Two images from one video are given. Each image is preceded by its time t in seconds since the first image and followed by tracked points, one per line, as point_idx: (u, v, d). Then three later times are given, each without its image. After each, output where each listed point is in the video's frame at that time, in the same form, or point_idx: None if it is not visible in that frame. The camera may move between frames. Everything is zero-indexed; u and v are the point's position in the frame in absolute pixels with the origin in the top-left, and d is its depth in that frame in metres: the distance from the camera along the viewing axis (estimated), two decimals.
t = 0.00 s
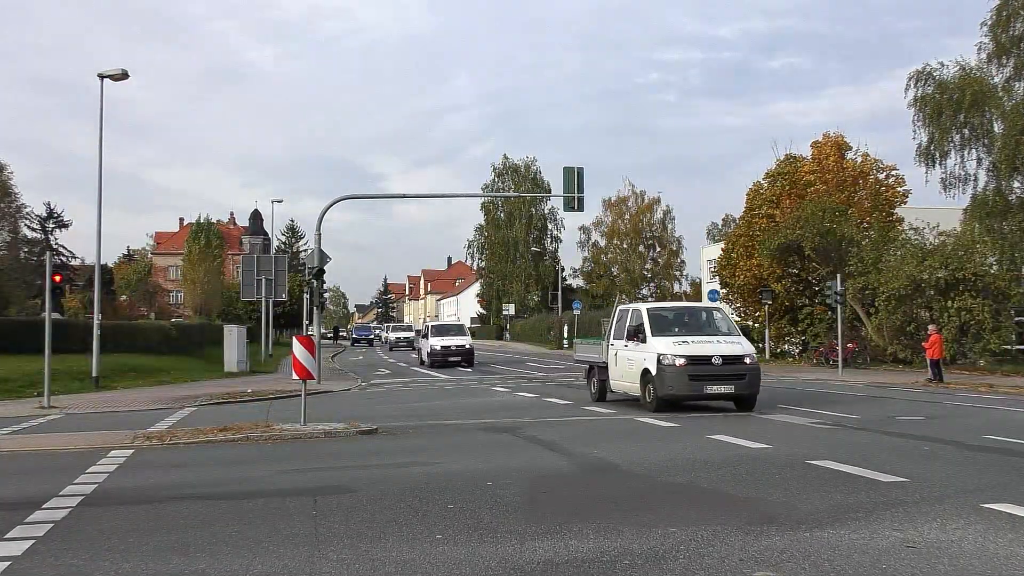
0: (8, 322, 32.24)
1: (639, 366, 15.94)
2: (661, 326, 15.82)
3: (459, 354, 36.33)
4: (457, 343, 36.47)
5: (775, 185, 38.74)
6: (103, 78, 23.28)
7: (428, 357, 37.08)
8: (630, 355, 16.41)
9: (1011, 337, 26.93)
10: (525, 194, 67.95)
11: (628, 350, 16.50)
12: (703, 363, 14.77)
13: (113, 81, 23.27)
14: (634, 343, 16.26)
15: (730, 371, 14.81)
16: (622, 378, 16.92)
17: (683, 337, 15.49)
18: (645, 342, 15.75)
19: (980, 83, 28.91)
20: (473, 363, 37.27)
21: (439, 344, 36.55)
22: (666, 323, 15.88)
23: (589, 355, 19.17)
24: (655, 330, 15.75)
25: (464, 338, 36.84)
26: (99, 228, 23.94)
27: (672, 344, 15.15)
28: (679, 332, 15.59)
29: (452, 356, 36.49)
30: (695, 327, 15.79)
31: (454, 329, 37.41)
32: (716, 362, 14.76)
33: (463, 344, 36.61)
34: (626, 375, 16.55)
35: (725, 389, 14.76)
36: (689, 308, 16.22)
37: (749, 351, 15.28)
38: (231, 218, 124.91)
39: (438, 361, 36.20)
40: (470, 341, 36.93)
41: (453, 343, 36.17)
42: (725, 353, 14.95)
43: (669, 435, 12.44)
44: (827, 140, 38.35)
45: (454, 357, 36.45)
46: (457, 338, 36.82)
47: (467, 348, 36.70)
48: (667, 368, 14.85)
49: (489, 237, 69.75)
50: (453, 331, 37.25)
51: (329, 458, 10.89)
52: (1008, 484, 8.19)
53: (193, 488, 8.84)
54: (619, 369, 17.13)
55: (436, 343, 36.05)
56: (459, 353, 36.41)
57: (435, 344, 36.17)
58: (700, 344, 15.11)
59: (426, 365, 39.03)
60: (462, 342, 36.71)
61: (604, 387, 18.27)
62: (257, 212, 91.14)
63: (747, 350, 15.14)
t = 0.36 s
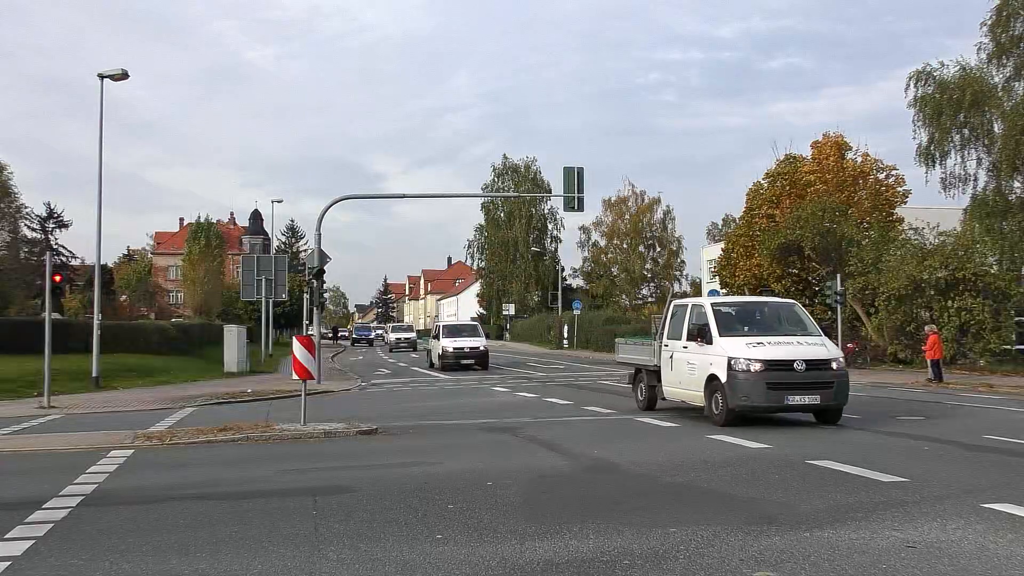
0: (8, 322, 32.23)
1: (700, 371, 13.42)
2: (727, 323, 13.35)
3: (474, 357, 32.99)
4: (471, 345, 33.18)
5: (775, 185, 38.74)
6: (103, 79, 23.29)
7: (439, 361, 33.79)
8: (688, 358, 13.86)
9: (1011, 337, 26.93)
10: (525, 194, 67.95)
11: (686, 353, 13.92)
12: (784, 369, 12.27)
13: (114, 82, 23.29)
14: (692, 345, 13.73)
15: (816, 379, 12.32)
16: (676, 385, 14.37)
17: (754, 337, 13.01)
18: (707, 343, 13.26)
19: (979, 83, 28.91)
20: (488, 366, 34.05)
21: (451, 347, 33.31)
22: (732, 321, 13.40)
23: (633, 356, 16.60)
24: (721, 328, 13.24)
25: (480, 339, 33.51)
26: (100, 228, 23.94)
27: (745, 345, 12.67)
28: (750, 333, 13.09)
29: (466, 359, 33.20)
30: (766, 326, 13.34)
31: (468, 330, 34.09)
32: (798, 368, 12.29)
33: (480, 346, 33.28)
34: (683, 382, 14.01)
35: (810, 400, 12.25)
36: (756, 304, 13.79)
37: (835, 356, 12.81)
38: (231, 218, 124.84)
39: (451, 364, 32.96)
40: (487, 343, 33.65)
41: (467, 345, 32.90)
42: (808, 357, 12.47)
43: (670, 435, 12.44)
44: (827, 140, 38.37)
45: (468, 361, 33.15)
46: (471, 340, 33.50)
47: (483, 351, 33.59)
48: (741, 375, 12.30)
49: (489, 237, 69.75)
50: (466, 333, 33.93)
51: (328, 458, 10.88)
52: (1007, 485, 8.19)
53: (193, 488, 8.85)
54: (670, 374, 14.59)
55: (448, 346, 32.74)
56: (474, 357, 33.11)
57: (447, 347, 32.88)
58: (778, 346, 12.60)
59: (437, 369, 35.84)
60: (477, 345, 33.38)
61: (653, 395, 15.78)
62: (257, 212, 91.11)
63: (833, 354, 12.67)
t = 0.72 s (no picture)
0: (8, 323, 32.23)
1: (789, 379, 11.06)
2: (823, 321, 10.97)
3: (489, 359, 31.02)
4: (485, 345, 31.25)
5: (775, 185, 38.71)
6: (104, 79, 23.30)
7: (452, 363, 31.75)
8: (774, 363, 11.43)
9: (1011, 337, 26.83)
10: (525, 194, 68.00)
11: (770, 357, 11.50)
12: (902, 377, 9.91)
13: (113, 81, 23.30)
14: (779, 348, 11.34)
15: (943, 391, 9.90)
16: (754, 394, 12.01)
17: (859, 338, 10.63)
18: (798, 346, 10.91)
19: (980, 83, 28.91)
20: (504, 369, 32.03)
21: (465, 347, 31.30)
22: (828, 318, 11.01)
23: (695, 360, 14.09)
24: (818, 327, 10.85)
25: (496, 340, 31.60)
26: (99, 227, 23.93)
27: (851, 348, 10.29)
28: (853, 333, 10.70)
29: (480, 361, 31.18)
30: (870, 325, 10.90)
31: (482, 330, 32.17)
32: (921, 377, 9.90)
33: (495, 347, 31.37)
34: (766, 393, 11.60)
35: (936, 415, 9.84)
36: (854, 297, 11.35)
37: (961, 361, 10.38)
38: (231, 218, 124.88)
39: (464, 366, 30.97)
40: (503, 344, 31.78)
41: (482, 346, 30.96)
42: (930, 362, 10.07)
43: (670, 435, 12.44)
44: (827, 140, 38.38)
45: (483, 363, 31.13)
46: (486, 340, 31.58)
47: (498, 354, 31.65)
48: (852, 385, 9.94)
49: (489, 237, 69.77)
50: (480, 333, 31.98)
51: (327, 458, 10.88)
52: (1006, 485, 8.19)
53: (193, 488, 8.85)
54: (745, 382, 12.19)
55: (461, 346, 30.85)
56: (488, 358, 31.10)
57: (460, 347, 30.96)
58: (894, 349, 10.17)
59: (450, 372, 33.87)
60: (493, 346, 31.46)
61: (721, 406, 13.27)
62: (256, 212, 91.12)
63: (960, 359, 10.25)
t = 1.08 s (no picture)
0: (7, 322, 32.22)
1: (928, 393, 8.61)
2: (972, 318, 8.51)
3: (508, 360, 28.82)
4: (502, 346, 28.98)
5: (775, 185, 38.68)
6: (104, 79, 23.29)
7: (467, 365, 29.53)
8: (902, 371, 9.00)
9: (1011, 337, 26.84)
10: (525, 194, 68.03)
11: (897, 365, 9.06)
12: None
13: (114, 82, 23.30)
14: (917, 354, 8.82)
15: None
16: (870, 409, 9.57)
17: None
18: (942, 352, 8.48)
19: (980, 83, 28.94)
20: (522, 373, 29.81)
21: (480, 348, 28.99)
22: (979, 316, 8.55)
23: (780, 367, 11.67)
24: (966, 326, 8.40)
25: (514, 340, 29.36)
26: (99, 227, 23.92)
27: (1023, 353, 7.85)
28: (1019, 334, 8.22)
29: (498, 363, 28.91)
30: None
31: (499, 329, 29.90)
32: None
33: (514, 348, 29.14)
34: (892, 408, 9.13)
35: None
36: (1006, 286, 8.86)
37: None
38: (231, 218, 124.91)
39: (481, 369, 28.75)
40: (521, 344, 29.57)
41: (499, 346, 28.77)
42: None
43: (670, 436, 12.43)
44: (827, 140, 38.38)
45: (500, 365, 28.90)
46: (503, 340, 29.32)
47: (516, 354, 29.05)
48: None
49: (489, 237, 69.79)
50: (496, 332, 29.72)
51: (327, 458, 10.88)
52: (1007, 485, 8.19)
53: (194, 489, 8.85)
54: (859, 394, 9.75)
55: (477, 346, 28.67)
56: (507, 360, 28.88)
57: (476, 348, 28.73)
58: None
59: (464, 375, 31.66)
60: (510, 346, 29.22)
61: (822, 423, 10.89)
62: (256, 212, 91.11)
63: None
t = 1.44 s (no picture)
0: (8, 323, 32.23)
1: None
2: None
3: (528, 363, 27.04)
4: (521, 347, 27.16)
5: (775, 185, 38.63)
6: (104, 79, 23.28)
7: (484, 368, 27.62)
8: None
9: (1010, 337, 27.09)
10: (525, 194, 68.00)
11: None
12: None
13: (114, 82, 23.29)
14: None
15: None
16: None
17: None
18: None
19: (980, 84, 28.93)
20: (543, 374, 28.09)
21: (498, 350, 27.16)
22: None
23: (919, 380, 9.17)
24: None
25: (533, 341, 27.56)
26: (100, 227, 23.92)
27: None
28: None
29: (517, 365, 27.13)
30: None
31: (519, 329, 27.97)
32: None
33: (534, 350, 27.34)
34: None
35: None
36: None
37: None
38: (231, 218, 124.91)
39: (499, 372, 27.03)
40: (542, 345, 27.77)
41: (517, 348, 26.99)
42: None
43: (669, 435, 12.44)
44: (827, 140, 38.29)
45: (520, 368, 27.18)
46: (522, 340, 27.54)
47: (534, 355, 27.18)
48: None
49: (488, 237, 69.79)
50: (515, 332, 27.78)
51: (327, 458, 10.88)
52: (1011, 484, 8.19)
53: (194, 488, 8.86)
54: None
55: (494, 348, 26.96)
56: (526, 362, 27.13)
57: (492, 349, 26.98)
58: None
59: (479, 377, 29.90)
60: (530, 347, 27.42)
61: (982, 447, 8.40)
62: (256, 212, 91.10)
63: None
